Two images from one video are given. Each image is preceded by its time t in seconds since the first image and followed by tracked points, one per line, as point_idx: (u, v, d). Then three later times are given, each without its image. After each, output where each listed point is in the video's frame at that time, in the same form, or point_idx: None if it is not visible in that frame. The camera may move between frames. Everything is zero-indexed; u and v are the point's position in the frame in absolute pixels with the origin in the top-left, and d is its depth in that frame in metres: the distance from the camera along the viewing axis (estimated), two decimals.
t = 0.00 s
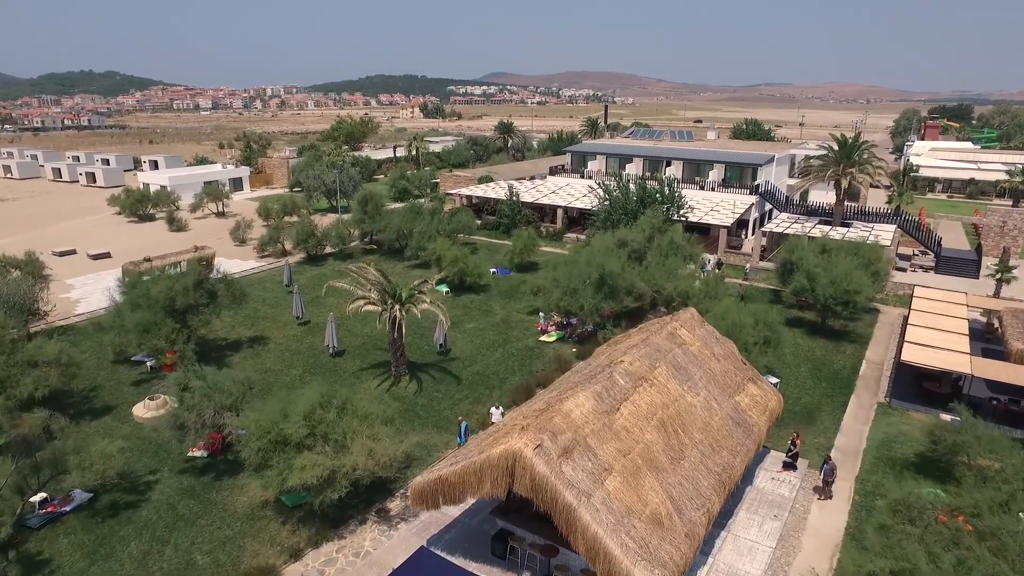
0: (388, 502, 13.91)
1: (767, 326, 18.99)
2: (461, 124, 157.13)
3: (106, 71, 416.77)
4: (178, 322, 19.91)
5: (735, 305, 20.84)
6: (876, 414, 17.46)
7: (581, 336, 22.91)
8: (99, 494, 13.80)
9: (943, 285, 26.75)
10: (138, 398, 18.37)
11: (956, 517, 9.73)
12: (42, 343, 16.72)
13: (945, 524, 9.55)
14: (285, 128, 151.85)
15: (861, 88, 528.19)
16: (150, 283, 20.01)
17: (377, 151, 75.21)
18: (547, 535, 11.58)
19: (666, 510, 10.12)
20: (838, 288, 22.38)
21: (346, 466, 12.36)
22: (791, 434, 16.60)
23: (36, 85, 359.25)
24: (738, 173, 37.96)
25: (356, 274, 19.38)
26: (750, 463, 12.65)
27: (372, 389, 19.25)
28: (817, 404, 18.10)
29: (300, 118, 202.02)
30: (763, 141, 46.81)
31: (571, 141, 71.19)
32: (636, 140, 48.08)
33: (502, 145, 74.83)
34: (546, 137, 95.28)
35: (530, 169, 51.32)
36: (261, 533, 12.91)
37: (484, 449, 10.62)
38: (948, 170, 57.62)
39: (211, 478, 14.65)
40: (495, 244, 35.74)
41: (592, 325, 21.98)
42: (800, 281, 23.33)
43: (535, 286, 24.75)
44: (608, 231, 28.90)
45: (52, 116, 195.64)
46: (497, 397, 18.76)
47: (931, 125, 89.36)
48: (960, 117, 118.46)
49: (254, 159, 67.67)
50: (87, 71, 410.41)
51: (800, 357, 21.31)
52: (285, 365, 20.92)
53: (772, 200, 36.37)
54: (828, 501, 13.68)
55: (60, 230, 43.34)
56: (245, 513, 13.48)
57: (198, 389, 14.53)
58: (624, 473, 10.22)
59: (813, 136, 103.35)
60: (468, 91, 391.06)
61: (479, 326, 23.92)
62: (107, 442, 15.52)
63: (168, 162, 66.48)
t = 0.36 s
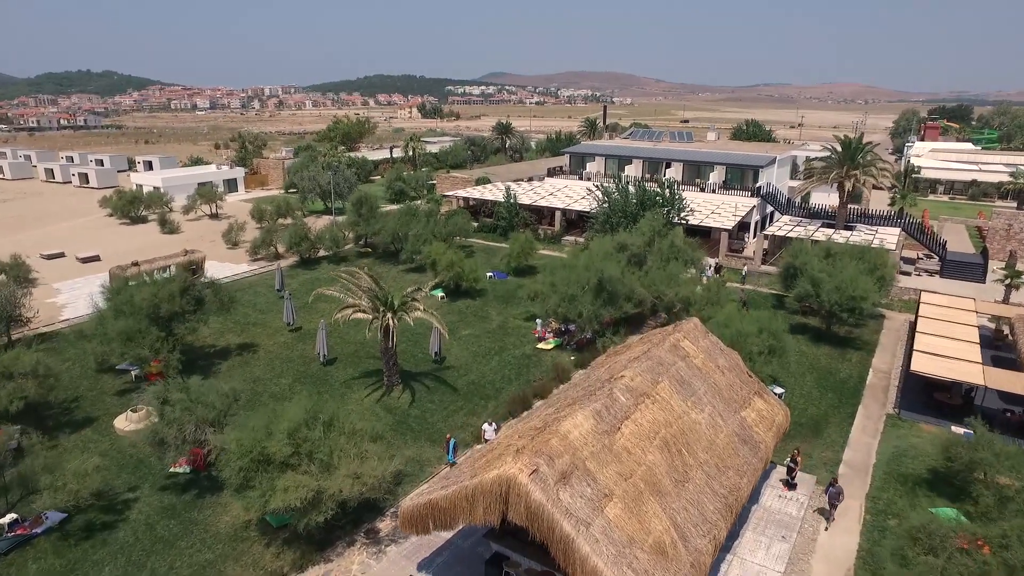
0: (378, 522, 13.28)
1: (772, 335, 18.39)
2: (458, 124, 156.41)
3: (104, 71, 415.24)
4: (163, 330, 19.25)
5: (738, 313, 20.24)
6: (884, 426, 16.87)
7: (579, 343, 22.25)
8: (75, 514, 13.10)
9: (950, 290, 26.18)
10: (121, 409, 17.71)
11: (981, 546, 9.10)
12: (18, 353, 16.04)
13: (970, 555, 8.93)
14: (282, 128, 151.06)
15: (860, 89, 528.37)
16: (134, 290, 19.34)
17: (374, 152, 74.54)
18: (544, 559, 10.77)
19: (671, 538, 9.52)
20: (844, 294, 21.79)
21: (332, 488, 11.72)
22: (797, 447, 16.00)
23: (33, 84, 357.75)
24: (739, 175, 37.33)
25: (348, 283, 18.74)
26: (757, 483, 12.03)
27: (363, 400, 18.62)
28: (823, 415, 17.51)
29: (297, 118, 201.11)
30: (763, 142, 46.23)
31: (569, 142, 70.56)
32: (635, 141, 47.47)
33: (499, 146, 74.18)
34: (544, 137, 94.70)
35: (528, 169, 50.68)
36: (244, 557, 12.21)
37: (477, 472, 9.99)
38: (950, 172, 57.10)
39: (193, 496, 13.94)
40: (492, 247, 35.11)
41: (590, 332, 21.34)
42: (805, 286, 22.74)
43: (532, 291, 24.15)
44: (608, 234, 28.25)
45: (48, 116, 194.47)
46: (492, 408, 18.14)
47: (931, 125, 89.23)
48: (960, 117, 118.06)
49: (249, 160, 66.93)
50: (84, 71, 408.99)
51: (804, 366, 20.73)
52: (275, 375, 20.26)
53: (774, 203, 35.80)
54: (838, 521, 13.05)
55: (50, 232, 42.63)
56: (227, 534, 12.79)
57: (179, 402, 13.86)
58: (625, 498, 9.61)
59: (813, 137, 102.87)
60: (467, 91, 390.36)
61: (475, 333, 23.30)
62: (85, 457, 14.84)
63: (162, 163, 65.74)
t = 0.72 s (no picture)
0: (369, 545, 12.57)
1: (780, 344, 17.71)
2: (457, 125, 155.77)
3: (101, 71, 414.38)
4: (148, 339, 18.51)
5: (744, 321, 19.58)
6: (898, 439, 16.19)
7: (580, 352, 21.41)
8: (47, 537, 12.29)
9: (959, 295, 25.54)
10: (103, 421, 16.97)
11: None
12: None
13: None
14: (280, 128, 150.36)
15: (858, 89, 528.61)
16: (118, 297, 18.63)
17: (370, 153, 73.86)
18: None
19: (681, 572, 8.86)
20: (853, 300, 21.12)
21: (319, 513, 11.02)
22: (808, 463, 15.31)
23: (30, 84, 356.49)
24: (741, 177, 36.69)
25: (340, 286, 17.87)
26: (770, 506, 11.36)
27: (356, 411, 17.94)
28: (834, 428, 16.81)
29: (294, 118, 200.35)
30: (766, 143, 45.61)
31: (568, 143, 69.88)
32: (635, 142, 46.83)
33: (498, 146, 73.52)
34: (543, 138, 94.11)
35: (527, 171, 50.02)
36: None
37: (472, 500, 9.30)
38: (953, 173, 56.55)
39: (175, 515, 13.10)
40: (490, 250, 34.42)
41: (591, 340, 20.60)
42: (812, 292, 22.09)
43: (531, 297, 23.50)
44: (609, 238, 27.59)
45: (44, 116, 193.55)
46: (490, 420, 17.44)
47: (931, 124, 89.28)
48: (960, 118, 117.62)
49: (245, 161, 66.23)
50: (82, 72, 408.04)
51: (813, 375, 20.05)
52: (265, 385, 19.54)
53: (777, 205, 35.18)
54: (854, 544, 12.34)
55: (41, 234, 41.89)
56: (210, 559, 12.01)
57: (159, 418, 13.12)
58: (632, 529, 8.95)
59: (813, 137, 102.38)
60: (465, 92, 389.90)
61: (472, 340, 22.62)
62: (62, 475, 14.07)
63: (156, 164, 64.96)
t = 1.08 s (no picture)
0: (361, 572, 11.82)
1: (792, 353, 17.00)
2: (455, 124, 155.01)
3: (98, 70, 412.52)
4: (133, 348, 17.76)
5: (753, 329, 18.87)
6: (917, 453, 15.49)
7: (583, 359, 20.75)
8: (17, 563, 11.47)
9: (971, 299, 24.86)
10: (85, 434, 16.19)
11: None
12: None
13: None
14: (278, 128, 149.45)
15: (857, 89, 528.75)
16: (102, 304, 17.86)
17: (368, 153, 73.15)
18: None
19: None
20: (865, 306, 20.43)
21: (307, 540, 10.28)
22: (823, 479, 14.58)
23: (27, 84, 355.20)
24: (745, 178, 36.03)
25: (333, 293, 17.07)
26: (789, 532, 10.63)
27: (350, 424, 17.23)
28: (849, 440, 16.08)
29: (292, 118, 199.56)
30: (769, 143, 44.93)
31: (568, 143, 69.22)
32: (637, 142, 46.13)
33: (496, 146, 72.77)
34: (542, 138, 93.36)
35: (527, 171, 49.30)
36: None
37: (471, 531, 8.57)
38: (958, 174, 55.92)
39: (155, 539, 12.32)
40: (490, 253, 33.71)
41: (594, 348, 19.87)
42: (821, 297, 21.38)
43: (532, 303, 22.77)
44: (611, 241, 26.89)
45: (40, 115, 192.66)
46: (490, 433, 16.72)
47: (931, 124, 89.15)
48: (961, 118, 117.10)
49: (240, 161, 65.43)
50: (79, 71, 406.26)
51: (824, 384, 19.34)
52: (256, 395, 18.79)
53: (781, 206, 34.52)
54: (876, 569, 11.61)
55: (31, 236, 41.05)
56: None
57: (139, 435, 12.37)
58: (645, 565, 8.22)
59: (813, 137, 101.77)
60: (464, 92, 389.38)
61: (471, 347, 21.90)
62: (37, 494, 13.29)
63: (151, 164, 64.19)
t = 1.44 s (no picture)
0: None
1: (808, 364, 16.22)
2: (454, 125, 154.24)
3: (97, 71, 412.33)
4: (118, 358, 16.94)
5: (765, 338, 18.10)
6: (941, 469, 14.71)
7: (587, 368, 19.98)
8: None
9: (987, 305, 24.12)
10: (66, 450, 15.40)
11: None
12: None
13: None
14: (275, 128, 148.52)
15: (856, 89, 528.83)
16: (85, 312, 17.03)
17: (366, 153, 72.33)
18: None
19: None
20: (880, 313, 19.67)
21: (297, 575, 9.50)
22: (843, 498, 13.78)
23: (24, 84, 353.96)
24: (751, 179, 35.31)
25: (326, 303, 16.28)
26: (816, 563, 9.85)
27: (346, 438, 16.46)
28: (869, 455, 15.30)
29: (289, 118, 198.80)
30: (773, 144, 44.20)
31: (568, 143, 68.49)
32: (639, 143, 45.39)
33: (496, 147, 72.01)
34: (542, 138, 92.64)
35: (527, 172, 48.52)
36: None
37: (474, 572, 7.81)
38: (963, 175, 55.27)
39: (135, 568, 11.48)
40: (490, 256, 32.94)
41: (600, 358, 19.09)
42: (835, 303, 20.62)
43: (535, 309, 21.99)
44: (615, 245, 26.14)
45: (36, 115, 191.70)
46: (492, 448, 15.94)
47: (933, 124, 88.73)
48: (963, 118, 116.47)
49: (237, 162, 64.58)
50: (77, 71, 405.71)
51: (839, 395, 18.57)
52: (247, 407, 17.99)
53: (788, 208, 33.81)
54: None
55: (21, 238, 40.18)
56: None
57: (118, 456, 11.58)
58: None
59: (815, 137, 101.08)
60: (463, 92, 388.79)
61: (471, 356, 21.14)
62: (10, 518, 12.47)
63: (146, 164, 63.30)
